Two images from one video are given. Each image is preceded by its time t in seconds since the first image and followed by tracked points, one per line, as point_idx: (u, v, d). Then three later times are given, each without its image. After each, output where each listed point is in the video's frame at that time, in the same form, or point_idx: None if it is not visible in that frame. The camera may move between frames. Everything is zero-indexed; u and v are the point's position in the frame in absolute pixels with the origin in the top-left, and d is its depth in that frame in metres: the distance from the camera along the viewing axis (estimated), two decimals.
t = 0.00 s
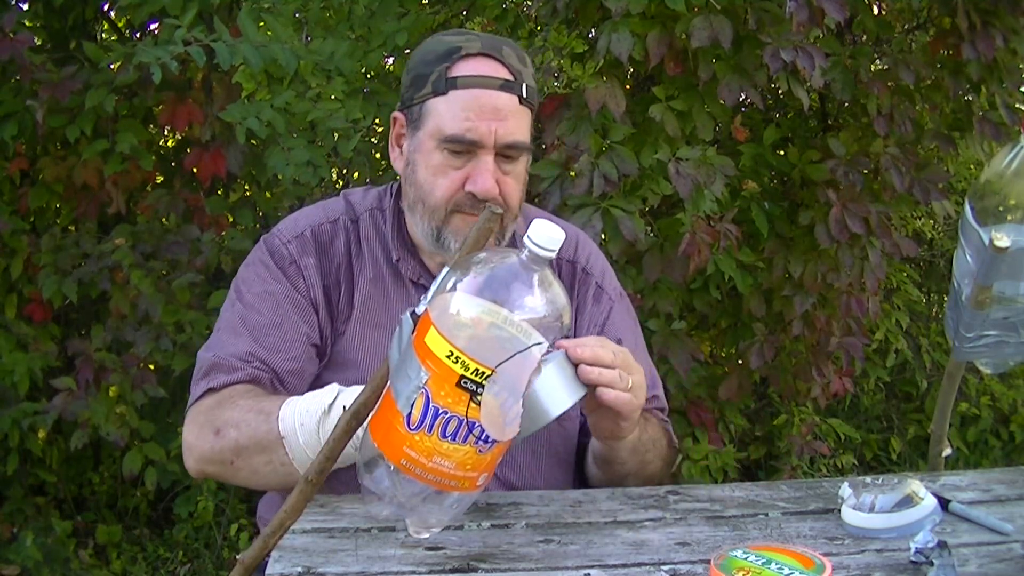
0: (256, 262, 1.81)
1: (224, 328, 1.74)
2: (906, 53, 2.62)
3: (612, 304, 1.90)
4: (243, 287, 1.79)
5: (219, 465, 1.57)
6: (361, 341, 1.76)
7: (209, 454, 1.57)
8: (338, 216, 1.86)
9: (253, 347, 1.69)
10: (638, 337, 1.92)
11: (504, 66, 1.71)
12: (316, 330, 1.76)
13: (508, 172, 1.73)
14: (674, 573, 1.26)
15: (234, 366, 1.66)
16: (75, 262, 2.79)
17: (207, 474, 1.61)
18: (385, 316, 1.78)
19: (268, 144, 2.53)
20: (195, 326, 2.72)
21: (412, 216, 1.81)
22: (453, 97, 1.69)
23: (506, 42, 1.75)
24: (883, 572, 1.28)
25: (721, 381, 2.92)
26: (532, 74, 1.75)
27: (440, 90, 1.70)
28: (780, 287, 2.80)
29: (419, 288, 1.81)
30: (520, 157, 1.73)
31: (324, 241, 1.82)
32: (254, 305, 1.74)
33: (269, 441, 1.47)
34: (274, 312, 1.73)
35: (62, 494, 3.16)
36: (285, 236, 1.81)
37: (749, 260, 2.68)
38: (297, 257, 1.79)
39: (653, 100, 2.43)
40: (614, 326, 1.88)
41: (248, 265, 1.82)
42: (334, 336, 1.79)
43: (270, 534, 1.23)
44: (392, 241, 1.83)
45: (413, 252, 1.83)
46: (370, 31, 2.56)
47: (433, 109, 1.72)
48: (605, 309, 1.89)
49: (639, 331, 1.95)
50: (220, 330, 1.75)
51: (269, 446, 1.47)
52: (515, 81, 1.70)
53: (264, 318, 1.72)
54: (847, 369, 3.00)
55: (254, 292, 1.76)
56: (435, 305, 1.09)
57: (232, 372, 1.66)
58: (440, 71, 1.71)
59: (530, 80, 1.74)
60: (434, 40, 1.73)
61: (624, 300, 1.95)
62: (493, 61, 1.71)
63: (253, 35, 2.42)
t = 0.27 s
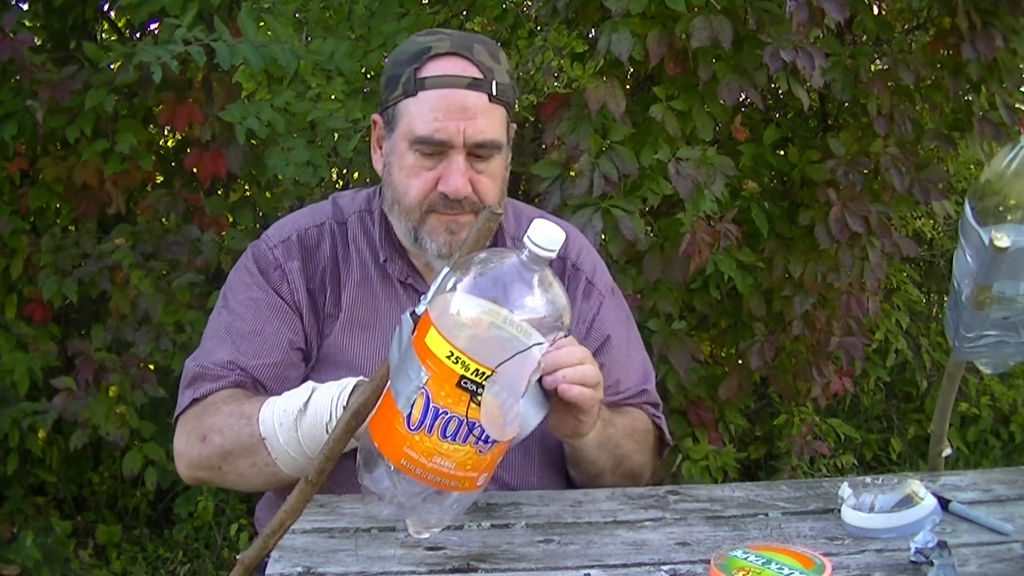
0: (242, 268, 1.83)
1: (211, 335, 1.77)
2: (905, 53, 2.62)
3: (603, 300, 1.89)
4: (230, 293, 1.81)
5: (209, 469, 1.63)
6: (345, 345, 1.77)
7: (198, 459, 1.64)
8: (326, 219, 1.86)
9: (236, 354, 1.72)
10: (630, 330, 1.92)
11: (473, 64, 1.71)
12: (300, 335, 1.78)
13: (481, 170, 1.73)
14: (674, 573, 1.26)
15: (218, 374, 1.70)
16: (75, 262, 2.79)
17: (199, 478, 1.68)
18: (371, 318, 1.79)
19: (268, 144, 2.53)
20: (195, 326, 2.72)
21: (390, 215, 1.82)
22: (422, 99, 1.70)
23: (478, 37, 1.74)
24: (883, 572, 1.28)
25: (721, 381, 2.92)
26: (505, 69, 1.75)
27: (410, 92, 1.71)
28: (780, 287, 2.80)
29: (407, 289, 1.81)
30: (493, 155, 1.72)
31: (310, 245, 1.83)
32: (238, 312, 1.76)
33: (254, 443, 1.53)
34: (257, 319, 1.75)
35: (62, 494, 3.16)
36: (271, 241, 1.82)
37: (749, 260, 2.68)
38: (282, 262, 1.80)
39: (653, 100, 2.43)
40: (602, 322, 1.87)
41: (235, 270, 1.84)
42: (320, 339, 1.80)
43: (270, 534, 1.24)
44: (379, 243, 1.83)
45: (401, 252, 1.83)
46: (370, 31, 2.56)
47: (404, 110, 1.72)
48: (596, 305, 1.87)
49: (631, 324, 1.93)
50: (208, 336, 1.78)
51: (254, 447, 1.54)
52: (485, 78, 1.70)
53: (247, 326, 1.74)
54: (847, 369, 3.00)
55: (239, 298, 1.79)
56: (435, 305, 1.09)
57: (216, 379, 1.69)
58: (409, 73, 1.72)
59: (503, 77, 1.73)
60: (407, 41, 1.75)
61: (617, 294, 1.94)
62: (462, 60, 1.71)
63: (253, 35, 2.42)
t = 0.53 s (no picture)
0: (229, 269, 1.83)
1: (197, 335, 1.79)
2: (905, 53, 2.62)
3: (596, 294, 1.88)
4: (217, 294, 1.82)
5: (195, 463, 1.67)
6: (335, 345, 1.78)
7: (182, 452, 1.68)
8: (315, 221, 1.86)
9: (223, 355, 1.74)
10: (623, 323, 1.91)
11: (453, 65, 1.71)
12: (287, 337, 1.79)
13: (464, 172, 1.73)
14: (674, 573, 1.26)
15: (197, 371, 1.72)
16: (75, 262, 2.79)
17: (184, 472, 1.72)
18: (362, 319, 1.79)
19: (268, 144, 2.53)
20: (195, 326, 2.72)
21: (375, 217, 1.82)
22: (403, 102, 1.69)
23: (459, 37, 1.73)
24: (883, 572, 1.28)
25: (721, 381, 2.92)
26: (486, 70, 1.74)
27: (392, 95, 1.70)
28: (780, 287, 2.80)
29: (398, 288, 1.82)
30: (475, 157, 1.72)
31: (299, 247, 1.83)
32: (224, 314, 1.77)
33: (234, 433, 1.57)
34: (244, 321, 1.76)
35: (62, 494, 3.16)
36: (260, 243, 1.82)
37: (749, 259, 2.68)
38: (270, 265, 1.80)
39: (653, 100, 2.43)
40: (595, 316, 1.85)
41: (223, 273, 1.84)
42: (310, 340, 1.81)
43: (270, 534, 1.24)
44: (370, 243, 1.83)
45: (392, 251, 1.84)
46: (370, 31, 2.55)
47: (386, 114, 1.72)
48: (588, 300, 1.86)
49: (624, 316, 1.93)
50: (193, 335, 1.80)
51: (233, 437, 1.57)
52: (465, 81, 1.70)
53: (233, 328, 1.75)
54: (847, 369, 3.00)
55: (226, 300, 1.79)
56: (435, 303, 1.09)
57: (199, 378, 1.72)
58: (390, 76, 1.71)
59: (484, 78, 1.73)
60: (389, 44, 1.74)
61: (609, 288, 1.93)
62: (443, 62, 1.71)
63: (253, 35, 2.42)
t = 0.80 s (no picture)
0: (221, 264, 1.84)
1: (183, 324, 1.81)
2: (905, 53, 2.62)
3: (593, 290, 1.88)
4: (207, 288, 1.83)
5: (168, 442, 1.72)
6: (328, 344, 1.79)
7: (151, 431, 1.73)
8: (310, 219, 1.87)
9: (205, 346, 1.76)
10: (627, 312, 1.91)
11: (452, 65, 1.71)
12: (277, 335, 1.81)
13: (461, 171, 1.73)
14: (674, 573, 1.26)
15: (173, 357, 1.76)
16: (75, 262, 2.79)
17: (154, 450, 1.78)
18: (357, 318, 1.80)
19: (268, 144, 2.53)
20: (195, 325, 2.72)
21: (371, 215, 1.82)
22: (401, 101, 1.69)
23: (458, 37, 1.74)
24: (883, 572, 1.28)
25: (721, 381, 2.92)
26: (484, 70, 1.74)
27: (390, 94, 1.71)
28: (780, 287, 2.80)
29: (393, 287, 1.83)
30: (472, 156, 1.72)
31: (293, 245, 1.84)
32: (212, 309, 1.79)
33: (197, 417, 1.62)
34: (233, 318, 1.78)
35: (61, 494, 3.16)
36: (254, 241, 1.84)
37: (749, 259, 2.68)
38: (262, 264, 1.82)
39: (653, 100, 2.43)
40: (592, 309, 1.86)
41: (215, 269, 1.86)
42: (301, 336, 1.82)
43: (270, 534, 1.24)
44: (365, 241, 1.84)
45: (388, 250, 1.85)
46: (370, 31, 2.55)
47: (383, 112, 1.72)
48: (585, 296, 1.86)
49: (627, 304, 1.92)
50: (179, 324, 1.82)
51: (197, 421, 1.63)
52: (463, 79, 1.70)
53: (222, 324, 1.78)
54: (847, 369, 3.00)
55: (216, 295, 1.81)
56: (434, 302, 1.09)
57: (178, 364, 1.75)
58: (388, 74, 1.71)
59: (482, 77, 1.73)
60: (386, 43, 1.74)
61: (609, 280, 1.92)
62: (442, 61, 1.71)
63: (253, 35, 2.42)
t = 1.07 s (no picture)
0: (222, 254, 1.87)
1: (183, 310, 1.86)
2: (905, 53, 2.63)
3: (600, 271, 1.89)
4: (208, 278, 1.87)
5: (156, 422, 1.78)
6: (319, 342, 1.80)
7: (142, 411, 1.78)
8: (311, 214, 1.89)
9: (196, 336, 1.80)
10: (640, 278, 1.92)
11: (463, 64, 1.71)
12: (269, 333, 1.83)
13: (468, 171, 1.73)
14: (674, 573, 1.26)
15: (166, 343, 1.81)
16: (75, 262, 2.79)
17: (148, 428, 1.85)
18: (349, 314, 1.81)
19: (268, 144, 2.53)
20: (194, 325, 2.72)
21: (375, 209, 1.83)
22: (411, 98, 1.70)
23: (470, 37, 1.74)
24: (883, 572, 1.28)
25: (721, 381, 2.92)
26: (496, 71, 1.74)
27: (400, 90, 1.71)
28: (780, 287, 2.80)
29: (387, 285, 1.83)
30: (480, 156, 1.72)
31: (291, 241, 1.85)
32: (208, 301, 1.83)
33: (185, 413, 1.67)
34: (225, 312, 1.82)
35: (62, 494, 3.16)
36: (254, 235, 1.85)
37: (749, 259, 2.68)
38: (259, 258, 1.84)
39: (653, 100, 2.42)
40: (597, 295, 1.88)
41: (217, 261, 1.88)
42: (294, 330, 1.83)
43: (270, 534, 1.24)
44: (362, 237, 1.85)
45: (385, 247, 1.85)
46: (370, 31, 2.55)
47: (393, 108, 1.72)
48: (589, 284, 1.88)
49: (638, 272, 1.94)
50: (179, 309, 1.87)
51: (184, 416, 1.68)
52: (474, 79, 1.70)
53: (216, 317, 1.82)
54: (847, 369, 3.00)
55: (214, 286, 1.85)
56: (435, 306, 1.09)
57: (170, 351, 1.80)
58: (399, 70, 1.71)
59: (493, 78, 1.73)
60: (397, 39, 1.74)
61: (617, 253, 1.93)
62: (454, 60, 1.71)
63: (253, 35, 2.42)
